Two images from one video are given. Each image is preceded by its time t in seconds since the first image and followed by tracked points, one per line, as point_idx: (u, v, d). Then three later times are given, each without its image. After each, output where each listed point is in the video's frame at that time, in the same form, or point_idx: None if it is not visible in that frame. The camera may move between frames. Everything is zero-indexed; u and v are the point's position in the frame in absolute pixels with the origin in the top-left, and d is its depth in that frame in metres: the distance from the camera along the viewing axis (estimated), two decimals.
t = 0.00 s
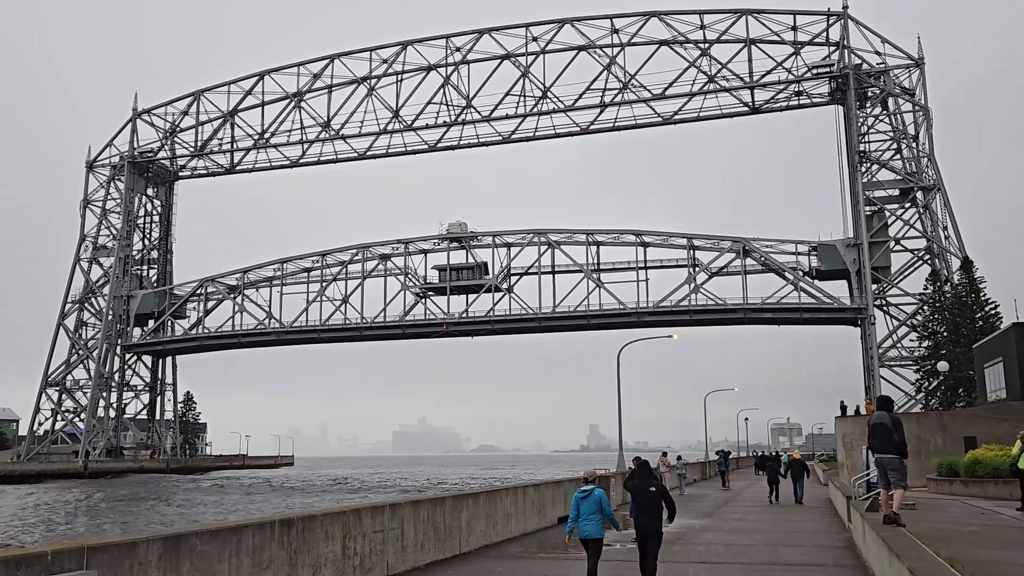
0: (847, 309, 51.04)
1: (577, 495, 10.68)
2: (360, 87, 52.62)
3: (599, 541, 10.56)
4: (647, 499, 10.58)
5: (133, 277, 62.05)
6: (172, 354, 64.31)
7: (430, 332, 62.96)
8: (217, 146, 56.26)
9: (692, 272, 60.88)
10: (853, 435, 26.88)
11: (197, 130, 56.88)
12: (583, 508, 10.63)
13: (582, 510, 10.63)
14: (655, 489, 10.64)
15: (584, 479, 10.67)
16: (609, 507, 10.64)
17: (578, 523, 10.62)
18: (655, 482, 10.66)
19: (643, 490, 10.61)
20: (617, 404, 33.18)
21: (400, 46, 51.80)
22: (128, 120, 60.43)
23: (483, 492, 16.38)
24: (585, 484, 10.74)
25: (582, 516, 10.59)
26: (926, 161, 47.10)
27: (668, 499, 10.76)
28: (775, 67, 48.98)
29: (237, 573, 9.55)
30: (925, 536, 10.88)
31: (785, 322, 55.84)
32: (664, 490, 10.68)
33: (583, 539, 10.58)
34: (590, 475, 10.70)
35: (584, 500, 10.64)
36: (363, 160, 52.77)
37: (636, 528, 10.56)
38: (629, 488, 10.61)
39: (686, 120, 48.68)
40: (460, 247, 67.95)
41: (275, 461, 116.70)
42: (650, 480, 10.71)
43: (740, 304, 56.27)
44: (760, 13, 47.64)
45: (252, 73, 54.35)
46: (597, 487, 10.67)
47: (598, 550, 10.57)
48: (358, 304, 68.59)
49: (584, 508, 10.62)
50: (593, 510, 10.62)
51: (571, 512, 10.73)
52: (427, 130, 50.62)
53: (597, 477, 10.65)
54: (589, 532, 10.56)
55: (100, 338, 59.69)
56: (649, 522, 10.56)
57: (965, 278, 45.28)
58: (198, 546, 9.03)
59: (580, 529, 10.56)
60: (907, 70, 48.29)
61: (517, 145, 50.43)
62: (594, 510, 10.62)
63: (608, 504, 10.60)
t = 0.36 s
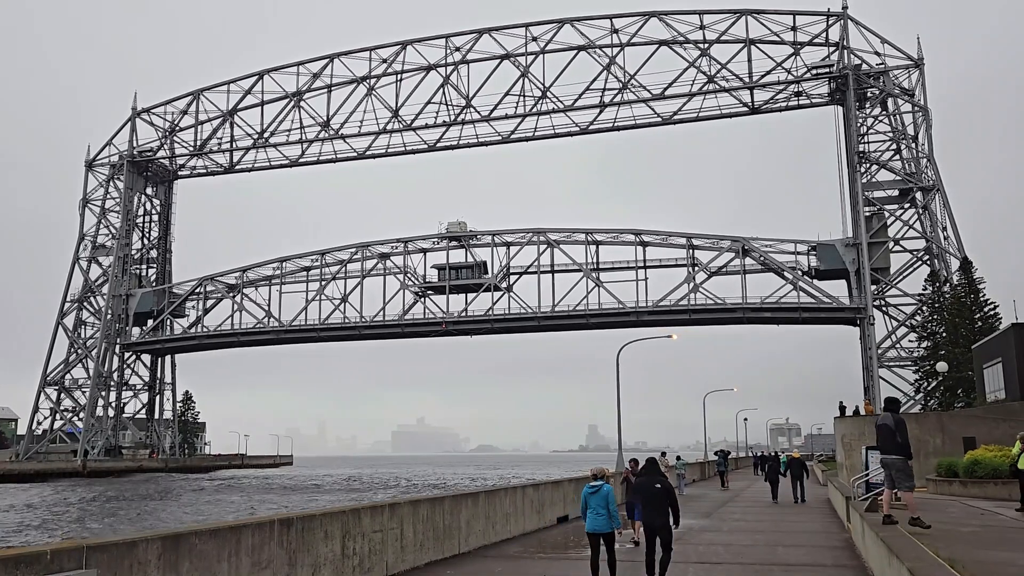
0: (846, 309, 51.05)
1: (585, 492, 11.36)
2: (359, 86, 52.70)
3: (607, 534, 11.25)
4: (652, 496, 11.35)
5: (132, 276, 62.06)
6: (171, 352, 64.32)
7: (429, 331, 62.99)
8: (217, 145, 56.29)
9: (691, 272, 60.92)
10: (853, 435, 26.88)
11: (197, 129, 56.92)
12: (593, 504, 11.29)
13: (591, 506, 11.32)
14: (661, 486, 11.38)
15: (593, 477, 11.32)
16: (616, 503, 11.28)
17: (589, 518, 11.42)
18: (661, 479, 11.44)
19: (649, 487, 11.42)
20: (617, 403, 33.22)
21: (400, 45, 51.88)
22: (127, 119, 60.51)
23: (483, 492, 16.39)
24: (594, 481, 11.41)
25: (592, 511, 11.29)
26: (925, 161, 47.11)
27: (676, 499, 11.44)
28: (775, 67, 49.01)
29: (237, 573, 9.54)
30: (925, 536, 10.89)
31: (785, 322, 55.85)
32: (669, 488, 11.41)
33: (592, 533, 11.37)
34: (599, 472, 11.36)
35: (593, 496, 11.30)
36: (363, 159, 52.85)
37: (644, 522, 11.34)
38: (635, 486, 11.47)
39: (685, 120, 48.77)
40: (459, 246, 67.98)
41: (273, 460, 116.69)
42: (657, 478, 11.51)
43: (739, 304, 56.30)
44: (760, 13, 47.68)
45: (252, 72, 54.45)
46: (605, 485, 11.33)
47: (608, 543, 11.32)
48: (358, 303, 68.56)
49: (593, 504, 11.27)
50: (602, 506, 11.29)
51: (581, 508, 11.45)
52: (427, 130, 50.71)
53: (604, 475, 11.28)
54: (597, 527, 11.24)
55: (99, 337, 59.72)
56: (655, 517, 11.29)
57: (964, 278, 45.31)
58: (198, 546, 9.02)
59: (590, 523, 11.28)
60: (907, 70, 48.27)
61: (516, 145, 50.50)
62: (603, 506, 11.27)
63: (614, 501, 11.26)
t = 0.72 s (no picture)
0: (846, 308, 51.04)
1: (598, 490, 11.77)
2: (360, 86, 52.59)
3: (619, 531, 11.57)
4: (664, 496, 11.58)
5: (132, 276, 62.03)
6: (171, 352, 64.31)
7: (429, 330, 62.94)
8: (216, 145, 56.17)
9: (691, 271, 60.89)
10: (852, 435, 26.87)
11: (197, 128, 56.81)
12: (606, 502, 11.68)
13: (604, 503, 11.68)
14: (674, 487, 11.61)
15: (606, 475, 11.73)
16: (628, 502, 11.68)
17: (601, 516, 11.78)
18: (674, 480, 11.67)
19: (662, 488, 11.64)
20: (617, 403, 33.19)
21: (400, 45, 51.79)
22: (127, 119, 60.45)
23: (483, 492, 16.39)
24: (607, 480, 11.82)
25: (605, 508, 11.66)
26: (925, 161, 47.09)
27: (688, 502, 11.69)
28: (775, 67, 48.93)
29: (237, 572, 9.54)
30: (923, 537, 10.88)
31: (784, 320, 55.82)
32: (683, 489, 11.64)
33: (604, 531, 11.69)
34: (612, 471, 11.80)
35: (606, 494, 11.71)
36: (363, 159, 52.77)
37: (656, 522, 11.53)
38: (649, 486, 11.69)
39: (685, 120, 48.74)
40: (459, 245, 67.91)
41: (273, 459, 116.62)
42: (670, 479, 11.71)
43: (739, 303, 56.29)
44: (760, 13, 47.63)
45: (252, 72, 54.24)
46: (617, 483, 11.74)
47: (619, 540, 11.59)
48: (358, 302, 68.47)
49: (606, 502, 11.66)
50: (614, 505, 11.66)
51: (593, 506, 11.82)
52: (427, 129, 50.64)
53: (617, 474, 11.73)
54: (610, 524, 11.59)
55: (99, 337, 59.70)
56: (667, 517, 11.50)
57: (964, 278, 45.31)
58: (198, 546, 9.02)
59: (602, 520, 11.64)
60: (907, 70, 48.25)
61: (516, 144, 50.41)
62: (615, 504, 11.65)
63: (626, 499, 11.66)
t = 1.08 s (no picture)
0: (846, 308, 51.04)
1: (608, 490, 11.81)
2: (360, 86, 52.62)
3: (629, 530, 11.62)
4: (675, 493, 11.67)
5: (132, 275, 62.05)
6: (172, 351, 64.31)
7: (429, 329, 62.95)
8: (217, 144, 56.18)
9: (691, 270, 60.89)
10: (852, 435, 26.88)
11: (198, 128, 56.79)
12: (616, 501, 11.73)
13: (615, 504, 11.71)
14: (685, 484, 11.74)
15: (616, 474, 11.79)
16: (638, 500, 11.75)
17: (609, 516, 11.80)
18: (685, 478, 11.78)
19: (674, 484, 11.73)
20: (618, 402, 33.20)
21: (400, 45, 51.82)
22: (127, 119, 60.50)
23: (482, 493, 16.39)
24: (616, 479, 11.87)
25: (615, 508, 11.70)
26: (926, 161, 47.08)
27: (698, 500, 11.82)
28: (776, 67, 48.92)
29: (237, 572, 9.54)
30: (925, 536, 10.85)
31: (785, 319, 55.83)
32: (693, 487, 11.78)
33: (613, 530, 11.73)
34: (620, 470, 11.87)
35: (617, 494, 11.77)
36: (363, 159, 52.81)
37: (668, 519, 11.59)
38: (659, 484, 11.76)
39: (686, 120, 48.76)
40: (460, 245, 67.92)
41: (272, 459, 116.58)
42: (680, 476, 11.85)
43: (739, 302, 56.31)
44: (760, 13, 47.63)
45: (252, 72, 54.29)
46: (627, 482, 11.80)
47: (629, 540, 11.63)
48: (358, 301, 68.43)
49: (617, 501, 11.72)
50: (625, 504, 11.70)
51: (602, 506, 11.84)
52: (427, 129, 50.69)
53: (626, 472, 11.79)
54: (620, 523, 11.63)
55: (100, 337, 59.71)
56: (678, 513, 11.59)
57: (965, 278, 45.34)
58: (198, 545, 9.02)
59: (611, 520, 11.68)
60: (907, 70, 48.23)
61: (517, 144, 50.46)
62: (625, 503, 11.71)
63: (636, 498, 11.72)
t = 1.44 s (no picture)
0: (846, 307, 51.03)
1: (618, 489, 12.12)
2: (360, 86, 52.66)
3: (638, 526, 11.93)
4: (680, 490, 11.88)
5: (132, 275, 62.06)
6: (172, 350, 64.29)
7: (430, 329, 62.95)
8: (217, 144, 56.26)
9: (691, 270, 60.89)
10: (852, 436, 26.89)
11: (198, 128, 56.83)
12: (624, 498, 12.04)
13: (623, 501, 12.04)
14: (690, 482, 11.93)
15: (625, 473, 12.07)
16: (646, 498, 12.02)
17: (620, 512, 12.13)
18: (691, 476, 11.97)
19: (679, 482, 11.95)
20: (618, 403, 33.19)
21: (400, 45, 51.87)
22: (128, 119, 60.55)
23: (482, 493, 16.38)
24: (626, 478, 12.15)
25: (624, 505, 12.02)
26: (926, 162, 47.08)
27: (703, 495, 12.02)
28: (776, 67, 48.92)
29: (238, 572, 9.55)
30: (924, 537, 10.87)
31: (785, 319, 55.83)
32: (698, 484, 11.97)
33: (622, 527, 12.08)
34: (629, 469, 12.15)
35: (625, 492, 12.06)
36: (364, 159, 52.85)
37: (674, 516, 11.83)
38: (666, 482, 11.98)
39: (686, 120, 48.81)
40: (460, 244, 67.94)
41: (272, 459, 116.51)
42: (686, 474, 12.06)
43: (739, 302, 56.30)
44: (760, 14, 47.66)
45: (253, 72, 54.45)
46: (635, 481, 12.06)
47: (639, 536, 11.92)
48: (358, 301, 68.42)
49: (624, 499, 12.02)
50: (633, 502, 12.00)
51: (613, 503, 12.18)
52: (428, 130, 50.74)
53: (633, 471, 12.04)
54: (629, 520, 11.95)
55: (100, 337, 59.72)
56: (684, 510, 11.81)
57: (965, 279, 45.41)
58: (199, 546, 9.03)
59: (620, 517, 12.01)
60: (907, 70, 48.26)
61: (517, 144, 50.51)
62: (633, 501, 12.00)
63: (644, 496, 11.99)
